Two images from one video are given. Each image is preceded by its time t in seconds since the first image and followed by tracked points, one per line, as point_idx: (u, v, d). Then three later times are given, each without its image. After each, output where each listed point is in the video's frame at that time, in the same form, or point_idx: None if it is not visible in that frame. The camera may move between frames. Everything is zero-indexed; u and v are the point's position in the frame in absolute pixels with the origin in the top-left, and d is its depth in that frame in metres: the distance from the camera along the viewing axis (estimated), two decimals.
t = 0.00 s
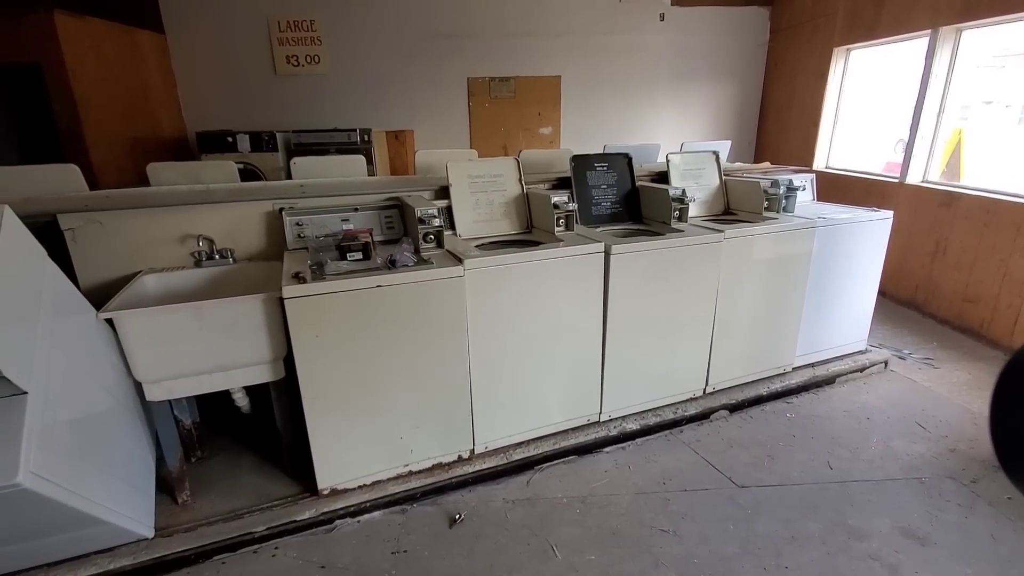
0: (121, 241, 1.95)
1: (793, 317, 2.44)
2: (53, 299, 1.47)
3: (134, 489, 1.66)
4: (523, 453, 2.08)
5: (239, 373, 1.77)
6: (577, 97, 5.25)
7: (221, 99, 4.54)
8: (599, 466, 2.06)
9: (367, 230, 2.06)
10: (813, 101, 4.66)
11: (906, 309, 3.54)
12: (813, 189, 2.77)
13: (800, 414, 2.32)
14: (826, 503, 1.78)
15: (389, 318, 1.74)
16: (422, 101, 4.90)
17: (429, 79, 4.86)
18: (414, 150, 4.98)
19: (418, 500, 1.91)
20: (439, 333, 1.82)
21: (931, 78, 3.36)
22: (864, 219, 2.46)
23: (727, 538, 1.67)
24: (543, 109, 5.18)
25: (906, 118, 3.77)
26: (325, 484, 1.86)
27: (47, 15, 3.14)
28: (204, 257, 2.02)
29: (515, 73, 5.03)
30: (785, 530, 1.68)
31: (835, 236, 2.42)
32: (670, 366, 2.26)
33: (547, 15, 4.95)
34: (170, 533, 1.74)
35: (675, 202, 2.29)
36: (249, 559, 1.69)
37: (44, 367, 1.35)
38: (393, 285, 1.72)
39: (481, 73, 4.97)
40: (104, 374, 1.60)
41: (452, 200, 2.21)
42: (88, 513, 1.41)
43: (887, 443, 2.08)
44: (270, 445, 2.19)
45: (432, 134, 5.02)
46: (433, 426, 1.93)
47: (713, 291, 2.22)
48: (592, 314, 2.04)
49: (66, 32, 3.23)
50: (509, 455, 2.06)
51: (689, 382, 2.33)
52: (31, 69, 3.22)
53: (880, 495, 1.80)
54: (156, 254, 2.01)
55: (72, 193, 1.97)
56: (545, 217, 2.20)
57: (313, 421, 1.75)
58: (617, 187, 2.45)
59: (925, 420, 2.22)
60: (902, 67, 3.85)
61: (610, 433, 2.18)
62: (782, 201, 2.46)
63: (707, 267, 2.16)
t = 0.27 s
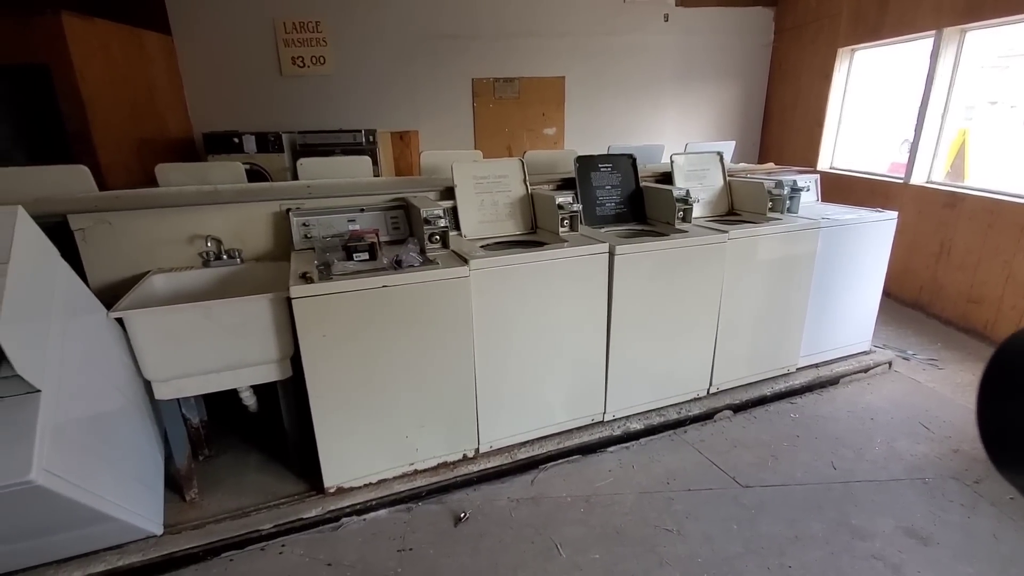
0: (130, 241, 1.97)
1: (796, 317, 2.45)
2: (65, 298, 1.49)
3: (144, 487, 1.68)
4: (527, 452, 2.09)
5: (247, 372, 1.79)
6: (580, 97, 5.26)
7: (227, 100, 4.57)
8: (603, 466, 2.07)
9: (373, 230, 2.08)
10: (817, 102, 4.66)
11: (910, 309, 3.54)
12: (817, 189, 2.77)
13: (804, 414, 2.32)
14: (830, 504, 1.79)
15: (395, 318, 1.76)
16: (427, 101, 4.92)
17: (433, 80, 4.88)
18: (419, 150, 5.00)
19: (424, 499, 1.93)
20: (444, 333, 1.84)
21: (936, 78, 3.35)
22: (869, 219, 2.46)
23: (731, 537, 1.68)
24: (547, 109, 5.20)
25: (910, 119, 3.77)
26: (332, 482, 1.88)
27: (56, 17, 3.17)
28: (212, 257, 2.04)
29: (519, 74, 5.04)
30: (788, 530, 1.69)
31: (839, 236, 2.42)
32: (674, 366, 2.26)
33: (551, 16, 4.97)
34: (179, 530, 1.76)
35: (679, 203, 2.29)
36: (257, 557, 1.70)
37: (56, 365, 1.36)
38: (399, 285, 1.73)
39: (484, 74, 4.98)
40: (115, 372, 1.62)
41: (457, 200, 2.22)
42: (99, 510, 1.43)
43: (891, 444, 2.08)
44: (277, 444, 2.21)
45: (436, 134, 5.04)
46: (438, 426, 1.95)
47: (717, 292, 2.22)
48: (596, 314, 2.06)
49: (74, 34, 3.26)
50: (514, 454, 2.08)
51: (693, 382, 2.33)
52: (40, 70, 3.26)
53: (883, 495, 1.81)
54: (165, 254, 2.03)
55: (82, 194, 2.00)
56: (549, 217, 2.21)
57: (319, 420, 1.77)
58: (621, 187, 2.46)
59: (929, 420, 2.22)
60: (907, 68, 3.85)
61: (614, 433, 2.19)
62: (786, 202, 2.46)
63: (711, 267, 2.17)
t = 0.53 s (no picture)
0: (143, 239, 2.00)
1: (804, 317, 2.44)
2: (80, 292, 1.51)
3: (157, 481, 1.71)
4: (535, 450, 2.10)
5: (257, 368, 1.81)
6: (588, 97, 5.26)
7: (237, 100, 4.61)
8: (610, 464, 2.07)
9: (383, 228, 2.10)
10: (826, 101, 4.63)
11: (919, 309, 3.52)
12: (825, 188, 2.76)
13: (812, 413, 2.32)
14: (837, 503, 1.78)
15: (403, 315, 1.77)
16: (434, 100, 4.94)
17: (440, 80, 4.90)
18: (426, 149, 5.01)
19: (432, 495, 1.94)
20: (452, 330, 1.85)
21: (945, 79, 3.31)
22: (877, 218, 2.45)
23: (737, 536, 1.68)
24: (554, 109, 5.20)
25: (919, 118, 3.74)
26: (341, 477, 1.90)
27: (68, 17, 3.21)
28: (223, 254, 2.07)
29: (526, 73, 5.04)
30: (796, 529, 1.69)
31: (848, 236, 2.41)
32: (682, 365, 2.27)
33: (558, 15, 4.97)
34: (191, 524, 1.78)
35: (687, 202, 2.29)
36: (267, 551, 1.73)
37: (73, 360, 1.39)
38: (408, 282, 1.75)
39: (492, 73, 4.99)
40: (129, 368, 1.65)
41: (465, 199, 2.23)
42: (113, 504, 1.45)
43: (899, 444, 2.07)
44: (287, 440, 2.23)
45: (443, 133, 5.06)
46: (446, 423, 1.96)
47: (725, 291, 2.22)
48: (603, 313, 2.06)
49: (86, 34, 3.31)
50: (521, 452, 2.09)
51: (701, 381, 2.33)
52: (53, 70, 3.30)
53: (891, 495, 1.80)
54: (177, 252, 2.05)
55: (96, 192, 2.03)
56: (557, 216, 2.22)
57: (329, 416, 1.79)
58: (629, 186, 2.46)
59: (938, 420, 2.21)
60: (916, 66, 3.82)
61: (621, 431, 2.20)
62: (795, 200, 2.47)
63: (719, 266, 2.17)
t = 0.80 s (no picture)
0: (170, 236, 2.05)
1: (828, 317, 2.39)
2: (114, 283, 1.53)
3: (183, 472, 1.74)
4: (553, 448, 2.10)
5: (281, 362, 1.84)
6: (606, 95, 5.23)
7: (260, 101, 4.69)
8: (628, 463, 2.06)
9: (403, 225, 2.11)
10: (850, 98, 4.54)
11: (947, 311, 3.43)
12: (850, 186, 2.71)
13: (835, 415, 2.27)
14: (861, 506, 1.75)
15: (423, 311, 1.79)
16: (452, 100, 4.96)
17: (458, 79, 4.92)
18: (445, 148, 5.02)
19: (450, 491, 1.95)
20: (472, 327, 1.86)
21: (974, 74, 3.23)
22: (905, 216, 2.39)
23: (758, 537, 1.66)
24: (572, 107, 5.18)
25: (947, 115, 3.64)
26: (361, 471, 1.92)
27: (99, 19, 3.30)
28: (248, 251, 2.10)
29: (544, 72, 5.04)
30: (818, 531, 1.66)
31: (873, 234, 2.36)
32: (702, 365, 2.24)
33: (577, 14, 4.95)
34: (215, 515, 1.82)
35: (708, 199, 2.27)
36: (289, 543, 1.75)
37: (106, 351, 1.42)
38: (428, 278, 1.76)
39: (509, 72, 5.00)
40: (158, 361, 1.69)
41: (484, 197, 2.24)
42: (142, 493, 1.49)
43: (927, 447, 2.02)
44: (308, 434, 2.26)
45: (461, 133, 5.08)
46: (464, 419, 1.97)
47: (746, 290, 2.19)
48: (622, 311, 2.05)
49: (115, 36, 3.39)
50: (539, 449, 2.09)
51: (721, 381, 2.31)
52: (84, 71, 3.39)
53: (917, 499, 1.76)
54: (203, 248, 2.10)
55: (126, 190, 2.08)
56: (576, 214, 2.21)
57: (349, 410, 1.81)
58: (649, 184, 2.44)
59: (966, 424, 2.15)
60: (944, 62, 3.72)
61: (640, 430, 2.18)
62: (819, 198, 2.42)
63: (740, 265, 2.14)
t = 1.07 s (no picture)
0: (211, 233, 2.13)
1: (860, 320, 2.35)
2: (163, 277, 1.60)
3: (222, 460, 1.82)
4: (577, 445, 2.11)
5: (314, 356, 1.90)
6: (633, 95, 5.20)
7: (292, 103, 4.81)
8: (653, 462, 2.06)
9: (433, 224, 2.15)
10: (885, 97, 4.42)
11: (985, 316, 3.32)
12: (885, 186, 2.65)
13: (866, 420, 2.23)
14: (892, 512, 1.72)
15: (452, 308, 1.82)
16: (478, 101, 5.01)
17: (485, 80, 4.97)
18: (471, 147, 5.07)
19: (475, 485, 1.99)
20: (499, 324, 1.89)
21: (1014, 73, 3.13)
22: (942, 218, 2.33)
23: (785, 540, 1.65)
24: (598, 107, 5.17)
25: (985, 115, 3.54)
26: (389, 463, 1.97)
27: (143, 25, 3.44)
28: (283, 248, 2.18)
29: (571, 72, 5.04)
30: (847, 536, 1.64)
31: (909, 236, 2.31)
32: (729, 366, 2.23)
33: (605, 13, 4.94)
34: (251, 501, 1.89)
35: (737, 199, 2.25)
36: (320, 530, 1.81)
37: (156, 341, 1.50)
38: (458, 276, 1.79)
39: (536, 73, 5.02)
40: (200, 352, 1.76)
41: (512, 196, 2.27)
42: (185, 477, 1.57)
43: (962, 455, 1.97)
44: (338, 426, 2.33)
45: (487, 133, 5.12)
46: (490, 415, 2.01)
47: (776, 291, 2.17)
48: (649, 311, 2.05)
49: (158, 41, 3.54)
50: (563, 447, 2.11)
51: (748, 383, 2.29)
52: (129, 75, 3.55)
53: (951, 506, 1.72)
54: (241, 245, 2.18)
55: (171, 188, 2.18)
56: (604, 214, 2.22)
57: (380, 404, 1.86)
58: (677, 184, 2.43)
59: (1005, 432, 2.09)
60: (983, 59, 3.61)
61: (665, 430, 2.18)
62: (852, 199, 2.38)
63: (770, 266, 2.12)
